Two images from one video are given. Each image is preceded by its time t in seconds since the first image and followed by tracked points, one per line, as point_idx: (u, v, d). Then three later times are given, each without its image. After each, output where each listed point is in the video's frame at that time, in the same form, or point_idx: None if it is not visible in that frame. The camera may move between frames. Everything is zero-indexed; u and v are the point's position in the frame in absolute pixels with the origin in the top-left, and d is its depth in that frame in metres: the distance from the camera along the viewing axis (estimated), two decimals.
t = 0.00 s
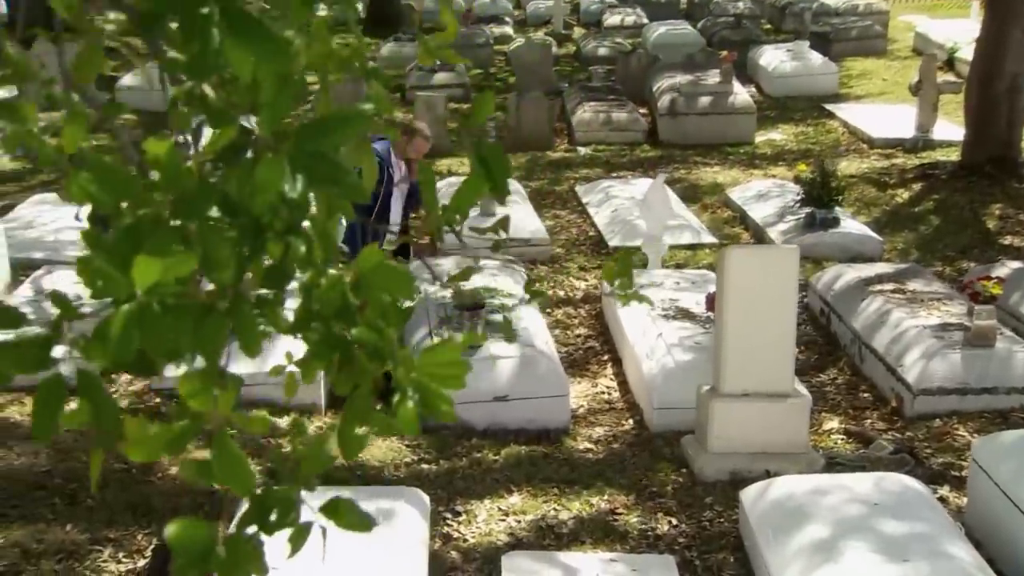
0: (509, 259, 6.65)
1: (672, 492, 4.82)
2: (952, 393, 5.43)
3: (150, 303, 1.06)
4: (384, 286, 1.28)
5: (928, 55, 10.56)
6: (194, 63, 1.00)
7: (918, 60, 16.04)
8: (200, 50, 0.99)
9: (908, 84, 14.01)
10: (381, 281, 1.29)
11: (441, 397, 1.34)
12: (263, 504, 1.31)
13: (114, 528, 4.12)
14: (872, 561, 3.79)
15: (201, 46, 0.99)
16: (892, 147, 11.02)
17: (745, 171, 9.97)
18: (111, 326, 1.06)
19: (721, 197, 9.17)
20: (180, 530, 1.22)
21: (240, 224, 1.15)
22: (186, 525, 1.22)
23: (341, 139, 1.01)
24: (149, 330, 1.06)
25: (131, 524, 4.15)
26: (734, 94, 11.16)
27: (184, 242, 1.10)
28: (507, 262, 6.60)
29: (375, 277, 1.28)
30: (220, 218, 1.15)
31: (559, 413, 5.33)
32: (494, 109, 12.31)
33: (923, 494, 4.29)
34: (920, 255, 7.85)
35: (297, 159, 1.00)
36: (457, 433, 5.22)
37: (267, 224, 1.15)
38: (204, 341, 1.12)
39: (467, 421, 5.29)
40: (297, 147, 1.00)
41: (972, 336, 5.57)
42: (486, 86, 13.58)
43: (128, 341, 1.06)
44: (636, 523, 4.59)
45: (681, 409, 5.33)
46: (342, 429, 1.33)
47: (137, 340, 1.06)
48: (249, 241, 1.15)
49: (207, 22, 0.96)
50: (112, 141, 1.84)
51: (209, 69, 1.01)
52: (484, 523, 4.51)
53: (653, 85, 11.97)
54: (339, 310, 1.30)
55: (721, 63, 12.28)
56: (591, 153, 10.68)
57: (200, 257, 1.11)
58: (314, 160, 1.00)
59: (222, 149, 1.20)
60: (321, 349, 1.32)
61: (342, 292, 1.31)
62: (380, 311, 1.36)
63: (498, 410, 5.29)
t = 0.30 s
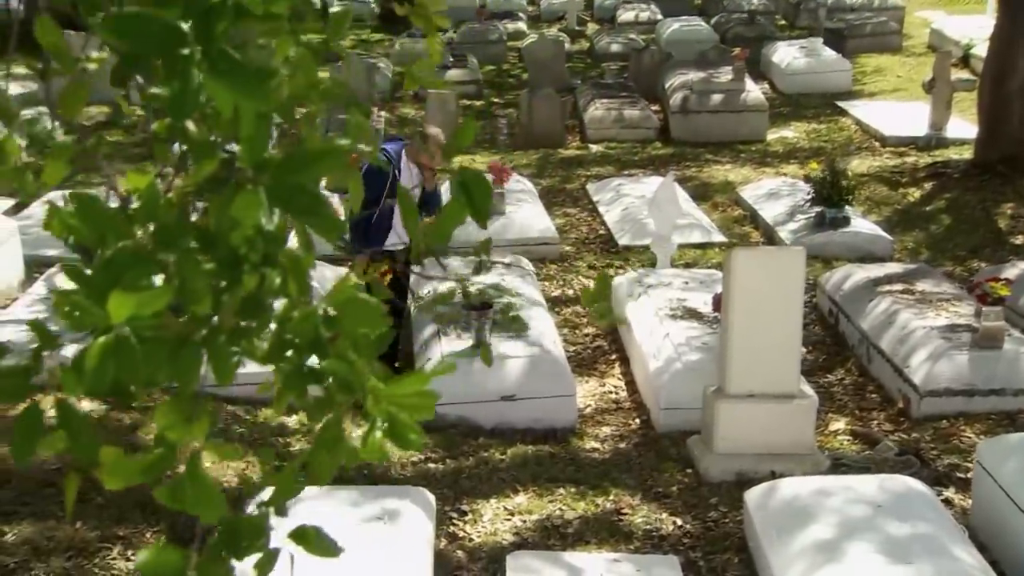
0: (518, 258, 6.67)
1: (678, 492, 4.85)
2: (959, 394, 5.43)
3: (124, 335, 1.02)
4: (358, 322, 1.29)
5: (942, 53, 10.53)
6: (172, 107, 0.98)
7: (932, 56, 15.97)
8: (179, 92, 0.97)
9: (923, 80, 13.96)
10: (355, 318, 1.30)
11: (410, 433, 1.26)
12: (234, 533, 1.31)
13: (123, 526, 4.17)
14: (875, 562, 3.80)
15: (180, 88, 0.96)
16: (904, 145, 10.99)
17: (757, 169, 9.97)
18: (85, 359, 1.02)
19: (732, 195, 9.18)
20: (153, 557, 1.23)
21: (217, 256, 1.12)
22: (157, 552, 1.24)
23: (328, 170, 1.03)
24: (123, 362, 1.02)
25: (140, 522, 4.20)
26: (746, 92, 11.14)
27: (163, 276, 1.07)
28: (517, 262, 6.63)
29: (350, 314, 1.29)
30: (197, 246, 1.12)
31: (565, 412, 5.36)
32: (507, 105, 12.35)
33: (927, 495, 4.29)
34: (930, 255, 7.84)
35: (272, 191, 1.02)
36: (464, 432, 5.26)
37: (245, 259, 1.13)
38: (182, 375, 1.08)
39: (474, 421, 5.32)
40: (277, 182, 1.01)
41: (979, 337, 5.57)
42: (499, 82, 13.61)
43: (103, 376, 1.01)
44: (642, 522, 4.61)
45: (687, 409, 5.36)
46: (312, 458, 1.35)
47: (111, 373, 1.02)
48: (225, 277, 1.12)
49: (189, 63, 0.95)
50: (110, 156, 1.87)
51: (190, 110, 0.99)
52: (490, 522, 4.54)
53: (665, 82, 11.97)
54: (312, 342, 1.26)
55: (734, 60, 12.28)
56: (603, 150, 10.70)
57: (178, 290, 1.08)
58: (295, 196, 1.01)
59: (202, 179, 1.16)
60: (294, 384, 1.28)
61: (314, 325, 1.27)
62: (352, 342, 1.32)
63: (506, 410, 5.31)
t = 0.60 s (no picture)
0: (528, 261, 6.70)
1: (684, 495, 4.86)
2: (967, 399, 5.44)
3: (97, 365, 1.07)
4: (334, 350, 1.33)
5: (956, 53, 10.49)
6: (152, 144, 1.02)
7: (948, 56, 15.89)
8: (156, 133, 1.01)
9: (938, 80, 13.90)
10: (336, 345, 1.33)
11: (376, 453, 1.33)
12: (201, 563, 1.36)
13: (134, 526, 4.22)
14: (879, 567, 3.81)
15: (158, 129, 1.01)
16: (919, 146, 10.96)
17: (769, 170, 9.97)
18: (61, 390, 1.07)
19: (744, 196, 9.18)
20: None
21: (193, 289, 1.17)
22: None
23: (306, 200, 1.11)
24: (94, 393, 1.06)
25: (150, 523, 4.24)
26: (760, 92, 11.13)
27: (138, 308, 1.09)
28: (527, 263, 6.65)
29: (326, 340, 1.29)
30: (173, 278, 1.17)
31: (574, 415, 5.38)
32: (520, 105, 12.37)
33: (933, 500, 4.29)
34: (942, 257, 7.83)
35: (249, 225, 1.10)
36: (472, 434, 5.30)
37: (220, 286, 1.17)
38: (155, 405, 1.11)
39: (482, 423, 5.35)
40: (255, 213, 1.09)
41: (988, 341, 5.57)
42: (513, 81, 13.64)
43: (76, 405, 1.06)
44: (648, 525, 4.63)
45: (695, 411, 5.37)
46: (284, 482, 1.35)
47: (84, 403, 1.07)
48: (201, 308, 1.17)
49: (169, 98, 1.00)
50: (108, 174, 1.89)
51: (172, 143, 1.04)
52: (496, 524, 4.57)
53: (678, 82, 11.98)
54: (281, 369, 1.29)
55: (747, 61, 12.27)
56: (616, 151, 10.71)
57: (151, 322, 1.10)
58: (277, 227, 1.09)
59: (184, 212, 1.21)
60: (265, 410, 1.29)
61: (285, 354, 1.31)
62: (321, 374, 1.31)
63: (514, 412, 5.34)
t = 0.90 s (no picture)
0: (537, 265, 6.73)
1: (690, 500, 4.88)
2: (975, 405, 5.44)
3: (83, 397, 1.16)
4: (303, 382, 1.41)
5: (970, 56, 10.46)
6: (137, 179, 1.11)
7: (964, 58, 15.83)
8: (142, 168, 1.10)
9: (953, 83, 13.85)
10: (304, 377, 1.41)
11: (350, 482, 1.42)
12: None
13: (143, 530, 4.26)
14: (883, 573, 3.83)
15: (143, 166, 1.10)
16: (932, 149, 10.93)
17: (781, 174, 9.96)
18: (43, 424, 1.16)
19: (755, 200, 9.18)
20: None
21: (173, 323, 1.27)
22: None
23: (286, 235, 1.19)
24: (77, 424, 1.17)
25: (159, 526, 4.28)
26: (772, 96, 11.13)
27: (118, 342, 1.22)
28: (536, 268, 6.68)
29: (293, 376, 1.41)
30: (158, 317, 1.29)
31: (582, 419, 5.40)
32: (533, 108, 12.39)
33: (938, 506, 4.30)
34: (953, 262, 7.81)
35: (234, 257, 1.19)
36: (479, 438, 5.32)
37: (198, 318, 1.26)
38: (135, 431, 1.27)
39: (490, 427, 5.38)
40: (238, 244, 1.18)
41: (998, 349, 5.56)
42: (526, 84, 13.66)
43: (58, 434, 1.16)
44: (653, 531, 4.65)
45: (704, 417, 5.38)
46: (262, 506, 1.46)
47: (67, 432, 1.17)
48: (182, 339, 1.26)
49: (153, 136, 1.09)
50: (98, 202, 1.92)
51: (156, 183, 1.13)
52: (503, 529, 4.60)
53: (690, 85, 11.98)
54: (258, 403, 1.40)
55: (760, 64, 12.26)
56: (627, 154, 10.72)
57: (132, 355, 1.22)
58: (256, 255, 1.18)
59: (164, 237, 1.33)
60: (243, 441, 1.39)
61: (261, 388, 1.41)
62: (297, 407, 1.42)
63: (522, 417, 5.37)
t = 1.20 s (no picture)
0: (546, 269, 6.76)
1: (696, 506, 4.90)
2: (984, 413, 5.44)
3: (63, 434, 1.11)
4: (278, 417, 1.29)
5: (984, 60, 10.43)
6: (122, 219, 1.10)
7: (980, 61, 15.76)
8: (127, 208, 1.09)
9: (968, 86, 13.81)
10: (275, 411, 1.29)
11: (323, 515, 1.34)
12: None
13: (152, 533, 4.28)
14: None
15: (128, 205, 1.09)
16: (945, 154, 10.91)
17: (793, 178, 9.96)
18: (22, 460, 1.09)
19: (766, 204, 9.18)
20: None
21: (155, 357, 1.23)
22: None
23: (268, 272, 1.20)
24: (57, 459, 1.11)
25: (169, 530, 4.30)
26: (785, 99, 11.11)
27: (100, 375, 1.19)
28: (545, 272, 6.71)
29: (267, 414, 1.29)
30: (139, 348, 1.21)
31: (589, 424, 5.43)
32: (546, 110, 12.42)
33: (943, 514, 4.31)
34: (964, 268, 7.80)
35: (214, 295, 1.19)
36: (487, 443, 5.35)
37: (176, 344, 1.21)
38: (112, 467, 1.18)
39: (498, 432, 5.41)
40: (221, 280, 1.18)
41: (1006, 356, 5.55)
42: (539, 86, 13.69)
43: (38, 470, 1.09)
44: (659, 536, 4.67)
45: (711, 422, 5.39)
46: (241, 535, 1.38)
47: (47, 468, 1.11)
48: (161, 374, 1.22)
49: (136, 176, 1.08)
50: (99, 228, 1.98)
51: (141, 219, 1.11)
52: (509, 533, 4.63)
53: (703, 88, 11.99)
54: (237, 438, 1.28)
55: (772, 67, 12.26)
56: (639, 157, 10.73)
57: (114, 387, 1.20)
58: (238, 293, 1.19)
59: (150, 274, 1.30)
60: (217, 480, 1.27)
61: (239, 423, 1.29)
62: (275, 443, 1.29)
63: (530, 421, 5.40)
